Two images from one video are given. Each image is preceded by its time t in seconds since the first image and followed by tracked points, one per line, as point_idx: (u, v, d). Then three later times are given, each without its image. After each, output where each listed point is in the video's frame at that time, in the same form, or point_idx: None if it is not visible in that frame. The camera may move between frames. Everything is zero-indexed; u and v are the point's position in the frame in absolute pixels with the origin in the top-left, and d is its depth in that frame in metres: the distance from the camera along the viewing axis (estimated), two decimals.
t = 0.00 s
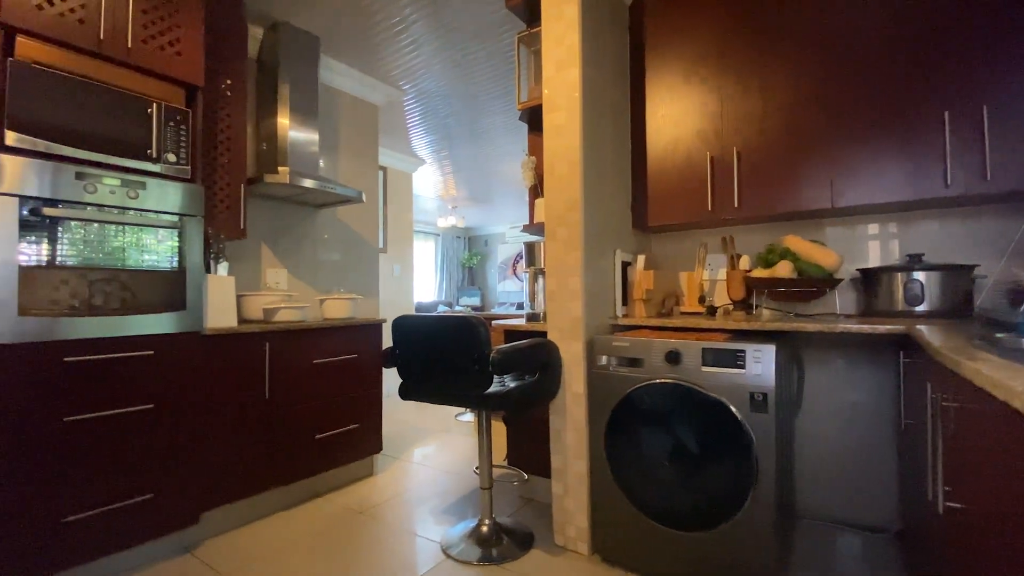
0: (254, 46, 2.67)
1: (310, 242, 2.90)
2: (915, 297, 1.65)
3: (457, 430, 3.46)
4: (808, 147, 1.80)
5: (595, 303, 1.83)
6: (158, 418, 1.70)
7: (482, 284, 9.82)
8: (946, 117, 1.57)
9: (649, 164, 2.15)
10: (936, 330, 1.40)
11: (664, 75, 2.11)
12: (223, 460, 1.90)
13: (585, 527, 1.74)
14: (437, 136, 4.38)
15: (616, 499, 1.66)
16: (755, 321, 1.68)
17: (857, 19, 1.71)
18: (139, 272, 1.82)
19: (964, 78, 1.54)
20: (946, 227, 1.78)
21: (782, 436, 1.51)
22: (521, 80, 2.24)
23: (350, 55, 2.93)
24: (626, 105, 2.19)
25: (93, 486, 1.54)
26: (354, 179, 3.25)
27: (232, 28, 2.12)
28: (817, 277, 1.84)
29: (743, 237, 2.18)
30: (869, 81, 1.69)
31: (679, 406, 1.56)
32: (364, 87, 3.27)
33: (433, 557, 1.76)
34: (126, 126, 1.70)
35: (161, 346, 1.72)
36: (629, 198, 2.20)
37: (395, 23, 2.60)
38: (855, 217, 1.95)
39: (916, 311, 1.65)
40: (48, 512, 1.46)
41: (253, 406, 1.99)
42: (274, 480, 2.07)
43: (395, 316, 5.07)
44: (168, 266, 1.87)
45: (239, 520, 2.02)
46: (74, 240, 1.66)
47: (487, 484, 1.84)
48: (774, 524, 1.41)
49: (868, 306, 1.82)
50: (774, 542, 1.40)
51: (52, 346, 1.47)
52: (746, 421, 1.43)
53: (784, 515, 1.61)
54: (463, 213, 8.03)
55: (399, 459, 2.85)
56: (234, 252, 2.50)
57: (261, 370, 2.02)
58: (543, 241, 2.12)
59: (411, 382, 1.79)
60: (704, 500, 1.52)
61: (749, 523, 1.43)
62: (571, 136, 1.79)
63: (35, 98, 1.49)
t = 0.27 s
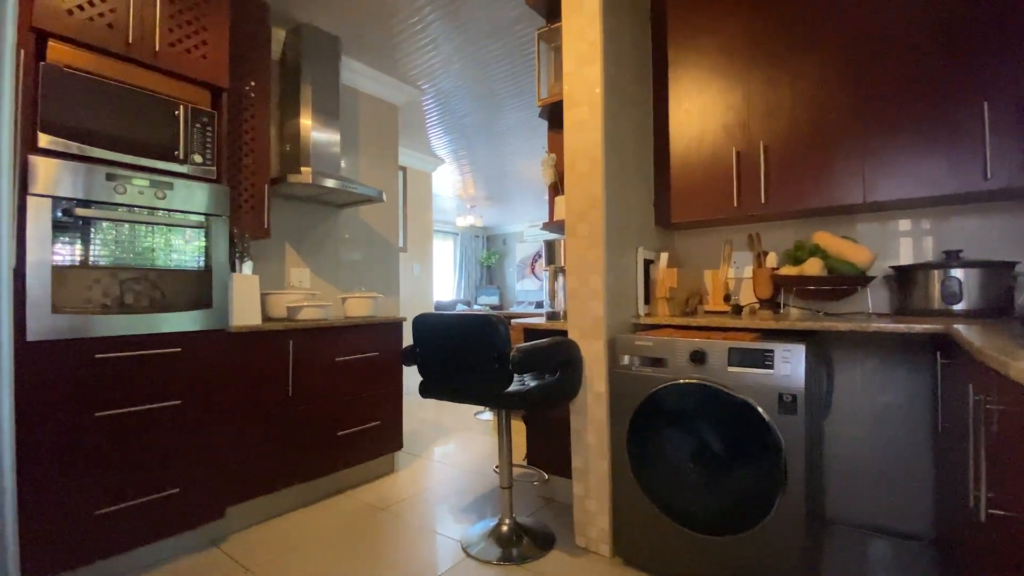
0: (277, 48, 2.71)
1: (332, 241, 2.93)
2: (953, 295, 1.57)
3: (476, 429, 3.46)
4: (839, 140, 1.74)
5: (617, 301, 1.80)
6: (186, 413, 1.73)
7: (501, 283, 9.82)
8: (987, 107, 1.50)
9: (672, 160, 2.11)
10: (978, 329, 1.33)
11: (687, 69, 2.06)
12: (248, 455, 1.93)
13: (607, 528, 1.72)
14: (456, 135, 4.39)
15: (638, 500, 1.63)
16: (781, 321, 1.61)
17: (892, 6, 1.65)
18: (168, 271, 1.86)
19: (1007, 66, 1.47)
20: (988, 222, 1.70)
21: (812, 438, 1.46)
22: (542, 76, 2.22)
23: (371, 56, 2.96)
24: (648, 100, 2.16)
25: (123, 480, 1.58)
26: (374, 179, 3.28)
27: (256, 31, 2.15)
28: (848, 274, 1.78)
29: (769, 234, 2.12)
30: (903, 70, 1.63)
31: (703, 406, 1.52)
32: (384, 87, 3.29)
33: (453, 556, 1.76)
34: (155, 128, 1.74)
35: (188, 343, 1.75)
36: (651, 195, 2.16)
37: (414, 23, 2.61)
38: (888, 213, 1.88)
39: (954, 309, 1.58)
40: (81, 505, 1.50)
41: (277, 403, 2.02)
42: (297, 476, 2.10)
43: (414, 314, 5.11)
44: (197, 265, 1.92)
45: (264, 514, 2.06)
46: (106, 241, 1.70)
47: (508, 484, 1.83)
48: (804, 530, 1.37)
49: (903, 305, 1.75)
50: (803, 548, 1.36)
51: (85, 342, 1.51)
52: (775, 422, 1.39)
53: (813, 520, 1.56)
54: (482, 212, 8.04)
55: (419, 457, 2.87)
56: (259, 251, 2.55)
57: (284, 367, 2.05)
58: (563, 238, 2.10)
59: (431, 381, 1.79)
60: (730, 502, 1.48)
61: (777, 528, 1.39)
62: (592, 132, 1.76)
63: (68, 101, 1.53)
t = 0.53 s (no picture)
0: (298, 50, 2.74)
1: (352, 240, 2.95)
2: (991, 294, 1.50)
3: (495, 428, 3.45)
4: (870, 133, 1.68)
5: (638, 300, 1.77)
6: (210, 411, 1.76)
7: (518, 282, 9.81)
8: None
9: (695, 156, 2.06)
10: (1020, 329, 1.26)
11: (711, 63, 2.01)
12: (270, 452, 1.95)
13: (628, 531, 1.69)
14: (473, 135, 4.39)
15: (660, 503, 1.60)
16: (810, 320, 1.56)
17: None
18: (194, 270, 1.89)
19: None
20: None
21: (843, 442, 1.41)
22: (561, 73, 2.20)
23: (390, 56, 2.97)
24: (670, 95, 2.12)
25: (149, 474, 1.61)
26: (393, 178, 3.30)
27: (278, 33, 2.18)
28: (880, 272, 1.72)
29: (796, 231, 2.06)
30: (939, 59, 1.55)
31: (727, 407, 1.48)
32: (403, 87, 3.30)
33: (472, 555, 1.75)
34: (180, 129, 1.76)
35: (212, 340, 1.78)
36: (673, 192, 2.12)
37: (432, 23, 2.61)
38: (922, 208, 1.80)
39: (992, 309, 1.51)
40: (110, 500, 1.53)
41: (298, 401, 2.04)
42: (318, 473, 2.12)
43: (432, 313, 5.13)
44: (220, 265, 1.93)
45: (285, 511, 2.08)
46: (135, 241, 1.74)
47: (527, 483, 1.81)
48: (834, 537, 1.32)
49: (938, 304, 1.68)
50: (833, 556, 1.31)
51: (113, 339, 1.55)
52: (805, 424, 1.35)
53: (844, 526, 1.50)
54: (500, 212, 8.04)
55: (438, 456, 2.87)
56: (281, 250, 2.58)
57: (306, 365, 2.07)
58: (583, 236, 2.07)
59: (451, 381, 1.78)
60: (756, 506, 1.44)
61: (806, 534, 1.34)
62: (613, 128, 1.73)
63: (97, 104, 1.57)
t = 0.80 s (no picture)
0: (318, 51, 2.77)
1: (371, 240, 2.97)
2: None
3: (512, 427, 3.45)
4: (903, 126, 1.61)
5: (659, 299, 1.74)
6: (232, 408, 1.79)
7: (535, 281, 9.79)
8: None
9: (718, 152, 2.02)
10: None
11: (735, 57, 1.97)
12: (291, 449, 1.97)
13: (649, 533, 1.66)
14: (491, 134, 4.38)
15: (683, 505, 1.56)
16: (840, 320, 1.51)
17: None
18: (218, 270, 1.92)
19: None
20: None
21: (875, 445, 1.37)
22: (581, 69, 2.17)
23: (408, 56, 2.98)
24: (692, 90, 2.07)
25: (175, 470, 1.65)
26: (411, 178, 3.31)
27: (299, 34, 2.20)
28: (913, 270, 1.65)
29: (824, 228, 2.00)
30: (978, 47, 1.49)
31: (752, 409, 1.44)
32: (421, 87, 3.31)
33: (491, 555, 1.75)
34: (204, 130, 1.79)
35: (236, 338, 1.81)
36: (695, 189, 2.08)
37: (450, 22, 2.61)
38: (959, 204, 1.72)
39: None
40: (137, 494, 1.57)
41: (319, 399, 2.06)
42: (338, 470, 2.13)
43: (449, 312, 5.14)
44: (243, 265, 1.96)
45: (305, 507, 2.10)
46: (161, 241, 1.77)
47: (546, 484, 1.79)
48: (867, 544, 1.27)
49: (976, 301, 1.62)
50: (866, 564, 1.26)
51: (139, 336, 1.58)
52: (834, 427, 1.30)
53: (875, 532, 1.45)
54: (517, 211, 8.03)
55: (456, 455, 2.87)
56: (301, 250, 2.61)
57: (326, 363, 2.09)
58: (603, 234, 2.05)
59: (470, 380, 1.78)
60: (783, 511, 1.40)
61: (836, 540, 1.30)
62: (634, 124, 1.70)
63: (124, 107, 1.60)
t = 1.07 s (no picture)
0: (334, 51, 2.79)
1: (386, 239, 2.98)
2: None
3: (527, 427, 3.43)
4: (931, 118, 1.55)
5: (677, 297, 1.71)
6: (250, 405, 1.81)
7: (549, 281, 9.76)
8: None
9: (737, 147, 1.98)
10: None
11: (755, 50, 1.93)
12: (307, 447, 1.98)
13: (667, 536, 1.63)
14: (505, 132, 4.37)
15: (702, 507, 1.53)
16: (865, 319, 1.46)
17: None
18: (236, 269, 1.94)
19: None
20: None
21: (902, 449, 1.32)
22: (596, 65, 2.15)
23: (423, 55, 2.98)
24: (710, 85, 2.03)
25: (193, 466, 1.67)
26: (426, 177, 3.31)
27: (314, 34, 2.21)
28: (942, 267, 1.60)
29: (847, 225, 1.94)
30: (1012, 35, 1.42)
31: (774, 409, 1.41)
32: (436, 86, 3.31)
33: (506, 555, 1.73)
34: (221, 130, 1.81)
35: (253, 336, 1.82)
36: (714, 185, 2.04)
37: (464, 20, 2.60)
38: (992, 199, 1.65)
39: None
40: (157, 490, 1.59)
41: (334, 397, 2.07)
42: (353, 468, 2.14)
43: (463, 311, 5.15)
44: (260, 264, 1.98)
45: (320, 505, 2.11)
46: (181, 241, 1.80)
47: (562, 484, 1.77)
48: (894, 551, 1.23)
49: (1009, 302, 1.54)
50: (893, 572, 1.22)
51: (158, 334, 1.60)
52: (860, 429, 1.26)
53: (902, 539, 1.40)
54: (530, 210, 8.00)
55: (471, 454, 2.87)
56: (317, 249, 2.63)
57: (342, 362, 2.10)
58: (619, 232, 2.02)
59: (486, 379, 1.76)
60: (805, 514, 1.37)
61: (862, 546, 1.26)
62: (651, 120, 1.68)
63: (143, 107, 1.62)
